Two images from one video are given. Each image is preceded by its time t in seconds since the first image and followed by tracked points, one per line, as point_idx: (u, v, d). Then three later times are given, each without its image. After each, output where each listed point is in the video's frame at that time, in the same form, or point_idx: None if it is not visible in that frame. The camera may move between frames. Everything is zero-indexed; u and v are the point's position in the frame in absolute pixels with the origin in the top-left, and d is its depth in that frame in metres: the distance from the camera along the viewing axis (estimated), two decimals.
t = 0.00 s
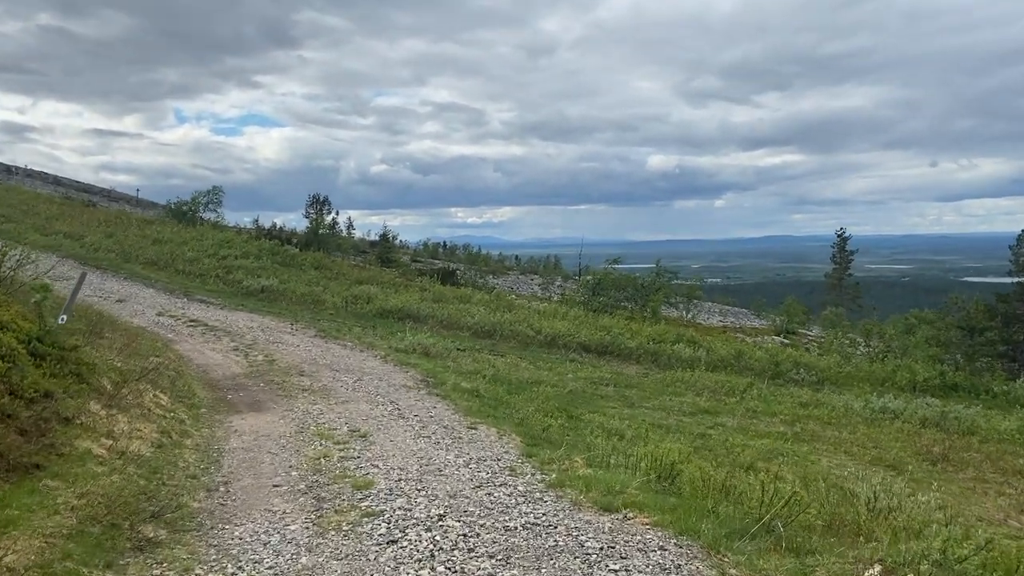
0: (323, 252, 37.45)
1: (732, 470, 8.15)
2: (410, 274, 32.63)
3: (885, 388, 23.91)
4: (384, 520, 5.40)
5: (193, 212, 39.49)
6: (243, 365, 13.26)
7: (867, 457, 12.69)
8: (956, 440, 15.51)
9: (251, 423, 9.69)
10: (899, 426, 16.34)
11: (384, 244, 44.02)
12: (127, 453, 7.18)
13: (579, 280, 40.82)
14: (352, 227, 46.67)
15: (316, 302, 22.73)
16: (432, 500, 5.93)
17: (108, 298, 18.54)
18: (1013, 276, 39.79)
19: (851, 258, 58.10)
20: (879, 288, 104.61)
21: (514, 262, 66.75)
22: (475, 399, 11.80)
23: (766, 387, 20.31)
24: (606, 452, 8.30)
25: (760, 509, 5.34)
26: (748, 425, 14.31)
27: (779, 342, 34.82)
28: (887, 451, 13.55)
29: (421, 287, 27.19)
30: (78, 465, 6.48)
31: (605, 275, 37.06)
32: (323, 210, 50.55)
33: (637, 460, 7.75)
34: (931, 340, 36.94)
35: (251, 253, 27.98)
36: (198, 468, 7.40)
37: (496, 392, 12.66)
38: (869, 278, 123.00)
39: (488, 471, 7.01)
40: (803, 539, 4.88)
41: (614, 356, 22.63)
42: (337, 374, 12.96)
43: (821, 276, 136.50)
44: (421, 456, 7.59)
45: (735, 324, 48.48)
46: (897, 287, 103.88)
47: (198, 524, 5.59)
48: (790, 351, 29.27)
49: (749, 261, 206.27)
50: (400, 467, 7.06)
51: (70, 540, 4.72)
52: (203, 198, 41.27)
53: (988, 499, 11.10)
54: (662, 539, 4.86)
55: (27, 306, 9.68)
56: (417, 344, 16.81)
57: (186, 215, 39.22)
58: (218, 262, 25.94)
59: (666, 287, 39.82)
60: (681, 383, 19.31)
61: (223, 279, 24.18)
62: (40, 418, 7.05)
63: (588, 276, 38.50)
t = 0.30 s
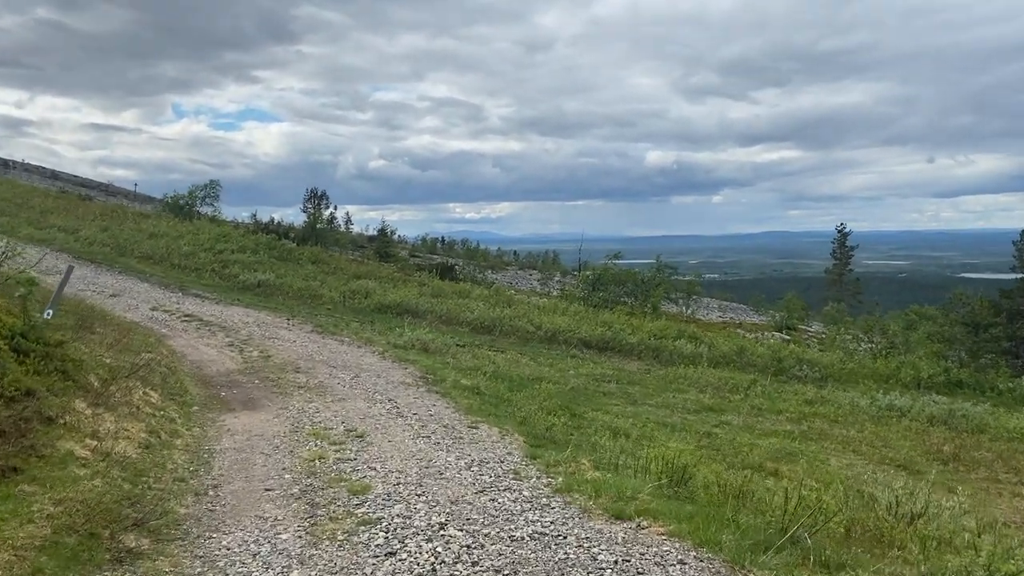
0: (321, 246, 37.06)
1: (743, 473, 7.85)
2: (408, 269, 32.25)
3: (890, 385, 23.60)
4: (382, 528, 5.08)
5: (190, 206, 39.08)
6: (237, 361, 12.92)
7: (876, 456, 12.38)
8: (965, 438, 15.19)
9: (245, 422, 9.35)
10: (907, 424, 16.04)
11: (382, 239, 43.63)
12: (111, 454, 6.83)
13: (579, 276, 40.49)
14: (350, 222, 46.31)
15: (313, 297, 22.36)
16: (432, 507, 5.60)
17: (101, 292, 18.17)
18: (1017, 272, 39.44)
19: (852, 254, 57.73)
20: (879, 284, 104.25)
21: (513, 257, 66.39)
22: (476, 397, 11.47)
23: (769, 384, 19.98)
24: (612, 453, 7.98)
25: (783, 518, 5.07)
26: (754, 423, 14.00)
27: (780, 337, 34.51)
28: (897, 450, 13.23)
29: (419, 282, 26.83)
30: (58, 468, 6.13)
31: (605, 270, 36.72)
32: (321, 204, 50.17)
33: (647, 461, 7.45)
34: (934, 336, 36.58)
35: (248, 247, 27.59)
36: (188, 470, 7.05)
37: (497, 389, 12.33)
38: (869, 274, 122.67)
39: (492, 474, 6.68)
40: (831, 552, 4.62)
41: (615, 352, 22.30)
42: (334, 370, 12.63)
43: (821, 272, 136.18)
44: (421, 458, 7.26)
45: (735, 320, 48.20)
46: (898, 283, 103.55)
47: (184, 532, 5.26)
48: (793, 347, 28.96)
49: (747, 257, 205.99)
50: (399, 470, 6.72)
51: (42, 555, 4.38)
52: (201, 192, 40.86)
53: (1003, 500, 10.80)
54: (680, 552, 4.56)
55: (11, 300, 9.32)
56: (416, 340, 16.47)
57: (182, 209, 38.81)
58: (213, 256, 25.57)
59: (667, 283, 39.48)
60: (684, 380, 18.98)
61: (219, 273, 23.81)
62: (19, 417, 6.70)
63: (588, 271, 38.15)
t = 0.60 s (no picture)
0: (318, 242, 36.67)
1: (754, 478, 7.53)
2: (406, 265, 31.91)
3: (896, 383, 23.30)
4: (378, 540, 4.74)
5: (186, 202, 38.67)
6: (230, 358, 12.56)
7: (886, 457, 12.07)
8: (976, 438, 14.88)
9: (235, 422, 8.99)
10: (915, 423, 15.74)
11: (380, 235, 43.24)
12: (93, 458, 6.47)
13: (578, 272, 40.16)
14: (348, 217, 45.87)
15: (310, 293, 22.00)
16: (431, 516, 5.26)
17: (93, 288, 17.79)
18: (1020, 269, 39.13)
19: (852, 251, 57.43)
20: (879, 282, 103.97)
21: (511, 253, 66.01)
22: (476, 396, 11.14)
23: (773, 382, 19.67)
24: (618, 456, 7.66)
25: (806, 531, 4.77)
26: (760, 422, 13.68)
27: (782, 334, 34.22)
28: (907, 451, 12.93)
29: (418, 278, 26.48)
30: (35, 472, 5.77)
31: (606, 267, 36.37)
32: (318, 199, 49.78)
33: (654, 465, 7.13)
34: (937, 334, 36.26)
35: (244, 242, 27.20)
36: (173, 474, 6.69)
37: (497, 387, 12.00)
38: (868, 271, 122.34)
39: (494, 480, 6.34)
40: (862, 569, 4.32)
41: (616, 350, 21.98)
42: (330, 368, 12.29)
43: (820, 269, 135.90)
44: (419, 462, 6.92)
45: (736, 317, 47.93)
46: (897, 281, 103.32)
47: (166, 544, 4.92)
48: (796, 345, 28.65)
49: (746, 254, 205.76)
50: (396, 474, 6.38)
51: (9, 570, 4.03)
52: (197, 187, 40.43)
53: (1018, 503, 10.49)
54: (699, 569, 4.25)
55: None
56: (414, 337, 16.12)
57: (178, 204, 38.42)
58: (209, 251, 25.20)
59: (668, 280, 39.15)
60: (687, 378, 18.65)
61: (214, 269, 23.43)
62: None
63: (588, 268, 37.81)
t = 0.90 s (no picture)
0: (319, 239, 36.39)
1: (770, 481, 7.19)
2: (408, 262, 31.59)
3: (906, 380, 22.92)
4: (372, 550, 4.40)
5: (186, 198, 38.38)
6: (226, 355, 12.23)
7: (900, 458, 11.71)
8: (991, 438, 14.50)
9: (227, 421, 8.65)
10: (928, 423, 15.36)
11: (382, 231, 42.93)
12: (74, 459, 6.13)
13: (582, 269, 39.80)
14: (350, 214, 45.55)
15: (310, 290, 21.68)
16: (429, 523, 4.91)
17: (88, 284, 17.49)
18: None
19: (858, 248, 56.95)
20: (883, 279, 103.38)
21: (514, 250, 65.69)
22: (478, 394, 10.80)
23: (781, 379, 19.32)
24: (627, 458, 7.32)
25: (834, 543, 4.44)
26: (770, 422, 13.32)
27: (788, 332, 33.82)
28: (922, 451, 12.57)
29: (419, 275, 26.14)
30: (10, 475, 5.44)
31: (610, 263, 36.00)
32: (320, 196, 49.47)
33: (665, 467, 6.79)
34: (945, 332, 35.81)
35: (243, 239, 26.90)
36: (159, 476, 6.36)
37: (500, 386, 11.65)
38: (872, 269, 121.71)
39: (497, 483, 5.99)
40: None
41: (621, 347, 21.63)
42: (328, 365, 11.96)
43: (824, 267, 135.22)
44: (417, 464, 6.58)
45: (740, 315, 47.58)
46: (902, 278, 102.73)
47: (144, 553, 4.59)
48: (803, 342, 28.27)
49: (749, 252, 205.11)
50: (393, 478, 6.04)
51: None
52: (197, 184, 40.12)
53: None
54: None
55: None
56: (415, 334, 15.78)
57: (178, 201, 38.13)
58: (208, 247, 24.89)
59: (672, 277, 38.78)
60: (694, 376, 18.29)
61: (214, 265, 23.12)
62: None
63: (591, 264, 37.44)
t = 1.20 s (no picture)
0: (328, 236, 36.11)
1: (802, 494, 6.78)
2: (417, 259, 31.24)
3: (926, 380, 22.36)
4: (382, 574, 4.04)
5: (195, 195, 38.19)
6: (231, 355, 11.90)
7: (928, 463, 11.25)
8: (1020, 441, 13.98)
9: (231, 425, 8.31)
10: (953, 425, 14.86)
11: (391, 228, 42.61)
12: (67, 469, 5.80)
13: (593, 266, 39.36)
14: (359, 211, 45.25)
15: (318, 287, 21.36)
16: (444, 542, 4.54)
17: (94, 281, 17.24)
18: None
19: (872, 246, 56.13)
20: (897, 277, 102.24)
21: (523, 248, 65.30)
22: (491, 396, 10.43)
23: (799, 380, 18.84)
24: (650, 468, 6.94)
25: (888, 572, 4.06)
26: (791, 425, 12.88)
27: (803, 331, 33.24)
28: (950, 455, 12.09)
29: (429, 272, 25.79)
30: None
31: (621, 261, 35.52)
32: (329, 193, 49.21)
33: (692, 478, 6.41)
34: (963, 331, 35.13)
35: (251, 236, 26.62)
36: (158, 486, 6.02)
37: (513, 388, 11.28)
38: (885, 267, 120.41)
39: (513, 496, 5.62)
40: None
41: (634, 346, 21.21)
42: (335, 365, 11.61)
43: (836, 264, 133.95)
44: (430, 473, 6.20)
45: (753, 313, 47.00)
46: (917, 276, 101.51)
47: None
48: (819, 341, 27.74)
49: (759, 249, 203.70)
50: (404, 489, 5.68)
51: None
52: (206, 180, 39.93)
53: None
54: None
55: None
56: (424, 333, 15.41)
57: (187, 197, 37.94)
58: (216, 244, 24.62)
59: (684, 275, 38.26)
60: (710, 376, 17.85)
61: (221, 262, 22.85)
62: None
63: (602, 262, 36.98)
